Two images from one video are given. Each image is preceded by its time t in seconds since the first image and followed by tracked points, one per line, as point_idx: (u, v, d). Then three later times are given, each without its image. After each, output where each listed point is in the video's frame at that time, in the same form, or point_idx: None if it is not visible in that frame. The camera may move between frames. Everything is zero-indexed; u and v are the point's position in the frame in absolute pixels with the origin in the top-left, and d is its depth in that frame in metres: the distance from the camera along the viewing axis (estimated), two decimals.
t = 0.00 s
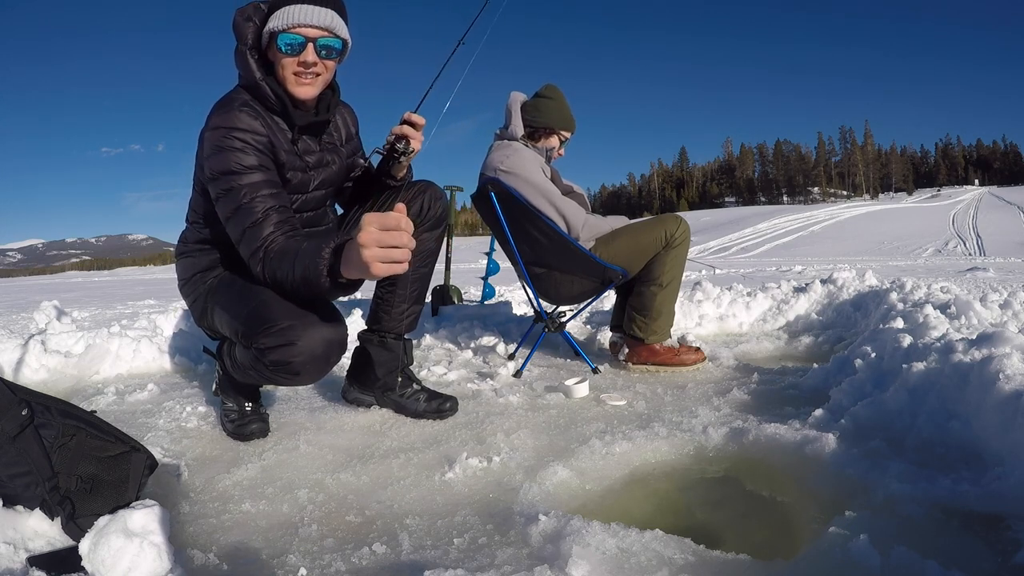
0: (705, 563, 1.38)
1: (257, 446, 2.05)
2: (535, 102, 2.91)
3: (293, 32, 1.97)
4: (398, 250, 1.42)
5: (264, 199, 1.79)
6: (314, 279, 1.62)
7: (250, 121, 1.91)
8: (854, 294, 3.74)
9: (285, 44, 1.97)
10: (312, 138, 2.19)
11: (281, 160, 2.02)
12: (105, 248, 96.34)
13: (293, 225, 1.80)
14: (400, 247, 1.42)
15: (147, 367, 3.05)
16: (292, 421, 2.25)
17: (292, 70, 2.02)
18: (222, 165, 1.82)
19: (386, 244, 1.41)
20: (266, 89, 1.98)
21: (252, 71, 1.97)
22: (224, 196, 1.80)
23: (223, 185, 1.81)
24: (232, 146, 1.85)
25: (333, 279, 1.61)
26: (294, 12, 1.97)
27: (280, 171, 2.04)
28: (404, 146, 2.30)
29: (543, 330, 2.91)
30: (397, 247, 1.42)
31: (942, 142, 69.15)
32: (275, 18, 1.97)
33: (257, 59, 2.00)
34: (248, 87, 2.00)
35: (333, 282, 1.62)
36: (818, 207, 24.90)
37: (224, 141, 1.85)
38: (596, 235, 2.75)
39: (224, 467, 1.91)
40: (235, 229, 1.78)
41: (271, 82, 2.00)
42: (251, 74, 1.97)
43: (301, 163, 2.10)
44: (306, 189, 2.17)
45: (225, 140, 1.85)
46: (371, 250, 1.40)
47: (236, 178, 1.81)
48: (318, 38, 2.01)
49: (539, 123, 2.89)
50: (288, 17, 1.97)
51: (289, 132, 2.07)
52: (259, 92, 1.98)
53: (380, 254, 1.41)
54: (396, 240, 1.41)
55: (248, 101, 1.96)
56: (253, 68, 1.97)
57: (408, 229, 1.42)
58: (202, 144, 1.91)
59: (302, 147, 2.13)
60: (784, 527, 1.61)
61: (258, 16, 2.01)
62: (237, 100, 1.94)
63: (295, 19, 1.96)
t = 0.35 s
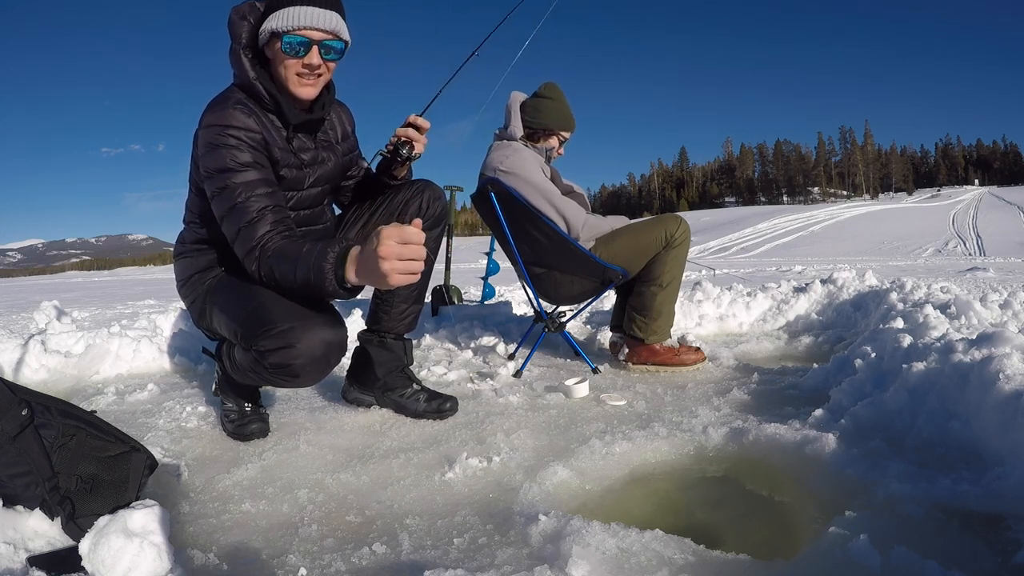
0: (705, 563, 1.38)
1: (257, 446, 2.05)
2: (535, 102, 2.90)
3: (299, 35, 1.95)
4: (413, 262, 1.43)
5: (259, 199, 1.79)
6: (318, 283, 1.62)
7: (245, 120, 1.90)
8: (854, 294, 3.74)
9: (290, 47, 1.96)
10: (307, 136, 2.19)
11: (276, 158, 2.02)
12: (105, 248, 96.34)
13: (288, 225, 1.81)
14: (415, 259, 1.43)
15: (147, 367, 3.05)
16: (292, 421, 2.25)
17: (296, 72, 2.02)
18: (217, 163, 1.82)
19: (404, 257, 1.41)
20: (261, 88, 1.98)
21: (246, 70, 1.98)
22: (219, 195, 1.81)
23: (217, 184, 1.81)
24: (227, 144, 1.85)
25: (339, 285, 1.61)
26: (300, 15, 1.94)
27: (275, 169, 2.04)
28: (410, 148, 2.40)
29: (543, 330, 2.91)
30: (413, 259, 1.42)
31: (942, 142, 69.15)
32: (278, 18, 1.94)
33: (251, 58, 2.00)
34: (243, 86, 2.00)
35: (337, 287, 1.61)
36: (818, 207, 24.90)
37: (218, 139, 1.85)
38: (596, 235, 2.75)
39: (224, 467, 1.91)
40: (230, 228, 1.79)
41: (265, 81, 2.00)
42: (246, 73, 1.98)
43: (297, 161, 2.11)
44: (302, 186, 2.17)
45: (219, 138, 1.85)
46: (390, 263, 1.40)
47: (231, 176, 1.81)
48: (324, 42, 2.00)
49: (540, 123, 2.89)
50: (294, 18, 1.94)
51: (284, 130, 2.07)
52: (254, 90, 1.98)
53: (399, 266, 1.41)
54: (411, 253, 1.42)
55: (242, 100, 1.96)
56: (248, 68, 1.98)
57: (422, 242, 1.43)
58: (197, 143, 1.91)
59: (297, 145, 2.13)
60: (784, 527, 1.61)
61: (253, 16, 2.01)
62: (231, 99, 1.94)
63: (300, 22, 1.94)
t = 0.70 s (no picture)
0: (704, 563, 1.38)
1: (257, 446, 2.05)
2: (534, 101, 2.90)
3: (317, 50, 1.95)
4: (424, 273, 1.43)
5: (255, 199, 1.79)
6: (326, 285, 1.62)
7: (241, 119, 1.90)
8: (854, 294, 3.74)
9: (306, 59, 1.96)
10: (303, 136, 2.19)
11: (272, 157, 2.02)
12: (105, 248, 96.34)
13: (286, 224, 1.81)
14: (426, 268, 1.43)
15: (147, 367, 3.05)
16: (292, 421, 2.25)
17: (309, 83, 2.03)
18: (213, 163, 1.83)
19: (417, 266, 1.42)
20: (257, 89, 1.98)
21: (242, 71, 1.97)
22: (217, 195, 1.80)
23: (214, 183, 1.81)
24: (225, 145, 1.84)
25: (344, 288, 1.61)
26: (319, 29, 1.93)
27: (271, 168, 2.04)
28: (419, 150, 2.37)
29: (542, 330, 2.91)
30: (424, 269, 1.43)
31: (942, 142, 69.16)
32: (296, 29, 1.91)
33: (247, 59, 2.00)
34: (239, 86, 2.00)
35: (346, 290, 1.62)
36: (818, 207, 24.90)
37: (215, 139, 1.85)
38: (596, 235, 2.75)
39: (223, 467, 1.91)
40: (227, 228, 1.78)
41: (262, 82, 2.00)
42: (241, 74, 1.98)
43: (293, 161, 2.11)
44: (298, 184, 2.18)
45: (216, 139, 1.84)
46: (401, 271, 1.40)
47: (227, 176, 1.81)
48: (339, 56, 2.02)
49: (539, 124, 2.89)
50: (313, 31, 1.93)
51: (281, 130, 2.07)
52: (249, 91, 1.98)
53: (409, 275, 1.41)
54: (424, 263, 1.42)
55: (238, 100, 1.96)
56: (244, 70, 1.97)
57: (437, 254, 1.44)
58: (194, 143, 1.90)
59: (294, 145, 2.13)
60: (783, 527, 1.61)
61: (251, 17, 2.00)
62: (227, 99, 1.94)
63: (321, 37, 1.94)
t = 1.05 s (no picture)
0: (705, 562, 1.38)
1: (257, 446, 2.05)
2: (533, 101, 2.90)
3: (279, 56, 1.93)
4: (432, 240, 1.44)
5: (256, 196, 1.80)
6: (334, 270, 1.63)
7: (239, 119, 1.90)
8: (854, 294, 3.74)
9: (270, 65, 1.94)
10: (301, 136, 2.20)
11: (271, 156, 2.02)
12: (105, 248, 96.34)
13: (286, 221, 1.81)
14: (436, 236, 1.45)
15: (147, 367, 3.05)
16: (292, 421, 2.25)
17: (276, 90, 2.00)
18: (213, 162, 1.83)
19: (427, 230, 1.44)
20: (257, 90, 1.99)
21: (241, 72, 1.98)
22: (216, 194, 1.81)
23: (213, 182, 1.82)
24: (224, 144, 1.85)
25: (355, 264, 1.61)
26: (282, 36, 1.90)
27: (270, 167, 2.04)
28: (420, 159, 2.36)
29: (543, 330, 2.91)
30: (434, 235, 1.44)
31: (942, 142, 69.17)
32: (263, 34, 1.91)
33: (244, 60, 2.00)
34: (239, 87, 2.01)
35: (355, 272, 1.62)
36: (818, 207, 24.91)
37: (214, 139, 1.85)
38: (596, 235, 2.75)
39: (223, 467, 1.91)
40: (227, 225, 1.78)
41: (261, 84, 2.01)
42: (241, 75, 1.98)
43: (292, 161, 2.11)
44: (298, 184, 2.18)
45: (215, 139, 1.85)
46: (411, 230, 1.42)
47: (227, 174, 1.81)
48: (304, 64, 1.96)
49: (539, 124, 2.90)
50: (275, 37, 1.90)
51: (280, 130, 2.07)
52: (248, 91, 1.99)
53: (418, 236, 1.43)
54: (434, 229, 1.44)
55: (238, 100, 1.97)
56: (242, 71, 1.98)
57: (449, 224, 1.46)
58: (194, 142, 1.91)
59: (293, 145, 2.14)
60: (784, 527, 1.61)
61: (254, 16, 1.98)
62: (226, 99, 1.95)
63: (281, 43, 1.90)
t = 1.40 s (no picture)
0: (705, 562, 1.38)
1: (257, 446, 2.05)
2: (533, 101, 2.90)
3: (265, 60, 1.93)
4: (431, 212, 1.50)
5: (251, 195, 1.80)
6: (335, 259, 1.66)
7: (233, 122, 1.91)
8: (854, 294, 3.74)
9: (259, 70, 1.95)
10: (296, 138, 2.20)
11: (265, 158, 2.02)
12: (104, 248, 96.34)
13: (283, 219, 1.81)
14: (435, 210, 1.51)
15: (147, 367, 3.05)
16: (292, 421, 2.25)
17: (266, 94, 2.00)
18: (208, 165, 1.83)
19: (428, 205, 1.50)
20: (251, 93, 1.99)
21: (234, 75, 1.98)
22: (211, 197, 1.81)
23: (209, 184, 1.82)
24: (218, 149, 1.85)
25: (351, 244, 1.64)
26: (268, 39, 1.90)
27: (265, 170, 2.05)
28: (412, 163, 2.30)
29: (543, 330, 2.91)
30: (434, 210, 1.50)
31: (942, 142, 69.18)
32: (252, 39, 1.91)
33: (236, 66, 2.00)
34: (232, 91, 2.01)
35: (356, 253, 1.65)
36: (818, 207, 24.91)
37: (208, 143, 1.85)
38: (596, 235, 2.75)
39: (224, 467, 1.91)
40: (223, 227, 1.78)
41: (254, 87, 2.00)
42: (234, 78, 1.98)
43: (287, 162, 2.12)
44: (294, 186, 2.18)
45: (209, 143, 1.85)
46: (411, 202, 1.48)
47: (222, 176, 1.81)
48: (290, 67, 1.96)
49: (539, 124, 2.90)
50: (263, 41, 1.90)
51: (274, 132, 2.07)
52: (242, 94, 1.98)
53: (417, 208, 1.49)
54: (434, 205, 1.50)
55: (231, 104, 1.97)
56: (234, 76, 1.98)
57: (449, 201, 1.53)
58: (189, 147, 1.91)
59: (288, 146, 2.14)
60: (784, 527, 1.61)
61: (246, 19, 1.98)
62: (220, 103, 1.95)
63: (268, 47, 1.90)
